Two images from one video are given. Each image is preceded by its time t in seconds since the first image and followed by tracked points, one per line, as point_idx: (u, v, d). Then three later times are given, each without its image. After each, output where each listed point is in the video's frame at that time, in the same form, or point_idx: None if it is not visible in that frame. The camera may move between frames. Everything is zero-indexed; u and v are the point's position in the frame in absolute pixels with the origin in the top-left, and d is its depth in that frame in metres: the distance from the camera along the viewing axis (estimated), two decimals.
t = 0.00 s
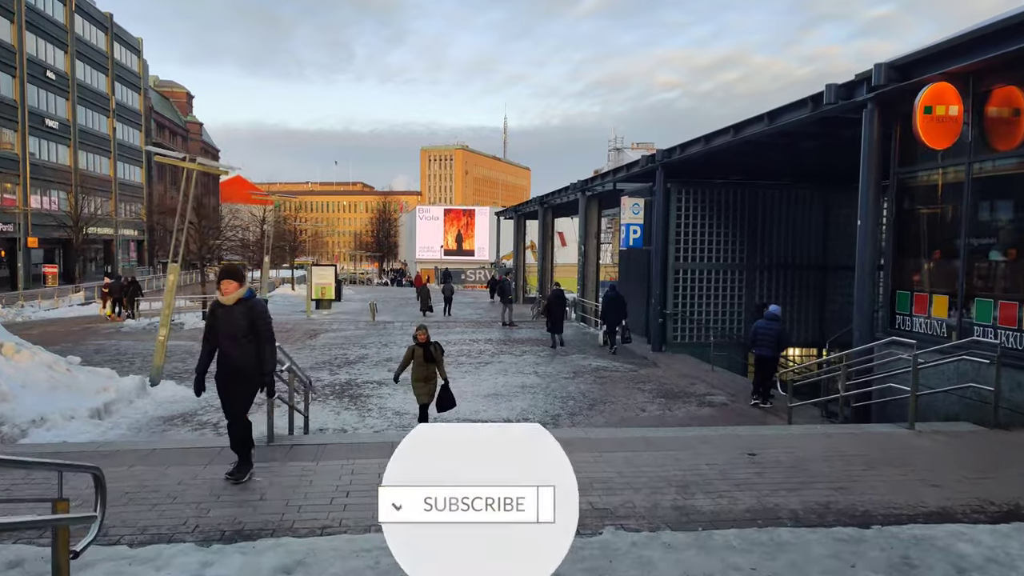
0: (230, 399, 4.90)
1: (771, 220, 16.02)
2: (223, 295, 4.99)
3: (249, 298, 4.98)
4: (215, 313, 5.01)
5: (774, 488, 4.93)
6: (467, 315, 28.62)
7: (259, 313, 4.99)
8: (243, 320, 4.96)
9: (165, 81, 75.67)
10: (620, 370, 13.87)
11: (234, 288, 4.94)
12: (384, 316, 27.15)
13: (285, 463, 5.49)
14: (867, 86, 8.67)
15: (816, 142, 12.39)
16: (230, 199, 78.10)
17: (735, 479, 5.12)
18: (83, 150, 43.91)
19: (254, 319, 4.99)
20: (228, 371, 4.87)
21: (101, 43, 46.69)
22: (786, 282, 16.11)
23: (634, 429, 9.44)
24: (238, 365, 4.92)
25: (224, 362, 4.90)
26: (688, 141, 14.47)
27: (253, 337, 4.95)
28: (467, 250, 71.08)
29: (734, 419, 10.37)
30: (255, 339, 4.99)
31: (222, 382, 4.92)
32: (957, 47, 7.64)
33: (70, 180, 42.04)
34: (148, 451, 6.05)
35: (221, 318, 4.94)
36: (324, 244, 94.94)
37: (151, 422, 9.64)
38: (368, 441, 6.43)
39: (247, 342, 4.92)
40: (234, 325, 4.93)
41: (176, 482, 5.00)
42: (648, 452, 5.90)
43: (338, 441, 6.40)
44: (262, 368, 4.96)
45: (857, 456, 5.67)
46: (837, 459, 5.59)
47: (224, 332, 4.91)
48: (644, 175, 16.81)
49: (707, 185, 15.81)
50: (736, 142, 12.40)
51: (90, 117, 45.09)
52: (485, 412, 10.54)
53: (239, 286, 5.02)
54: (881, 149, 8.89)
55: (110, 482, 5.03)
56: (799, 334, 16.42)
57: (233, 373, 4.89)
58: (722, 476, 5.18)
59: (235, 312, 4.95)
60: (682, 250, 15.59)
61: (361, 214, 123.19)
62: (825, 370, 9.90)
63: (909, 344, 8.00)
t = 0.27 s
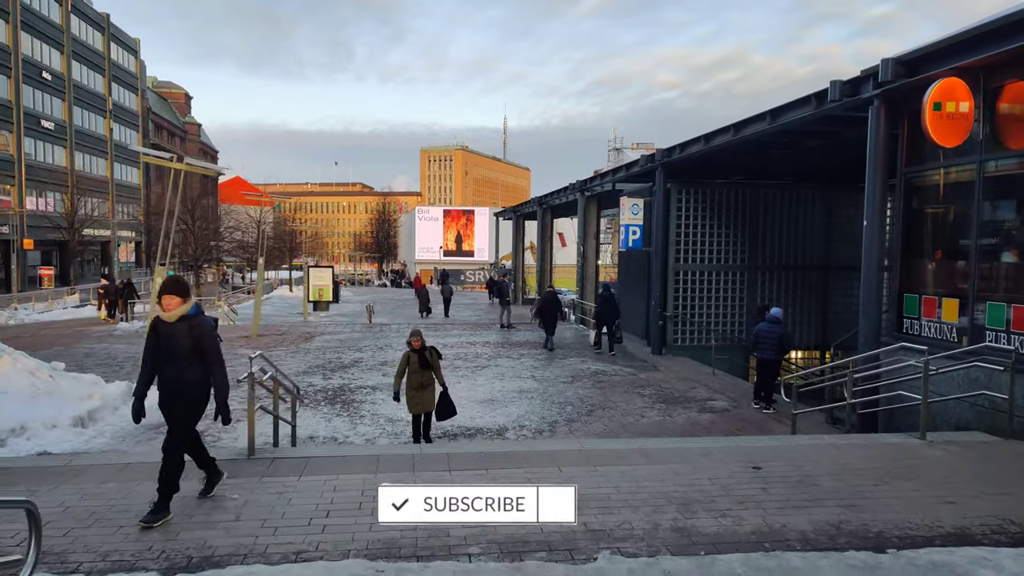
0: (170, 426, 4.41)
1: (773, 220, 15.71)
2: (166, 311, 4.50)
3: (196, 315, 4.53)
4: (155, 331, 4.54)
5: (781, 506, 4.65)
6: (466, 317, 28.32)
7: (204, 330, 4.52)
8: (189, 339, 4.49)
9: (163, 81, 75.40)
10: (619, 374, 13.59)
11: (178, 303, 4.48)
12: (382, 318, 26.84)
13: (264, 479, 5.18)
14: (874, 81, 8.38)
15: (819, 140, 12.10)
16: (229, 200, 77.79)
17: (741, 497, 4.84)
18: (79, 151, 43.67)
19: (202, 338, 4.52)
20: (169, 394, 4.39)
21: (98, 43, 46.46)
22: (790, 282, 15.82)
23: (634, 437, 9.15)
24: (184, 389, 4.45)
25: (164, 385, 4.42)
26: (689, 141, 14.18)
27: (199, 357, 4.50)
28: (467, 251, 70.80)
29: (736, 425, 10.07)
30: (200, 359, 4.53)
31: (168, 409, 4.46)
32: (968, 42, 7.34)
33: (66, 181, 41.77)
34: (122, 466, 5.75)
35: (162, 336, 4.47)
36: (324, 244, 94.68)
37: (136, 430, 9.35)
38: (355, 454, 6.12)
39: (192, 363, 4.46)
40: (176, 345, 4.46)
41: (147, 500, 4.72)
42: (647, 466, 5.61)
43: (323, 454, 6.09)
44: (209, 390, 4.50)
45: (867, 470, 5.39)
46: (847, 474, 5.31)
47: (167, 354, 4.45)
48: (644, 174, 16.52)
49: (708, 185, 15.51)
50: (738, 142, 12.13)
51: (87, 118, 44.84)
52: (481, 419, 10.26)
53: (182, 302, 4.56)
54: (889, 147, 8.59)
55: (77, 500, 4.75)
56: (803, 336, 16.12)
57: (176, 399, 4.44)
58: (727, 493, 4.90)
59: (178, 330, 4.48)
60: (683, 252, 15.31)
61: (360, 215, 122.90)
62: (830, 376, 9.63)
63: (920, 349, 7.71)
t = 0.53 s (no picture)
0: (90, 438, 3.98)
1: (775, 218, 15.43)
2: (90, 307, 3.97)
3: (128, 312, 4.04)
4: (79, 328, 4.04)
5: (785, 518, 4.40)
6: (464, 317, 28.04)
7: (135, 330, 4.02)
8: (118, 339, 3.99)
9: (161, 79, 75.10)
10: (618, 375, 13.32)
11: (104, 299, 3.95)
12: (379, 317, 26.55)
13: (240, 488, 4.88)
14: (880, 75, 8.11)
15: (822, 136, 11.83)
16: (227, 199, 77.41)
17: (742, 508, 4.59)
18: (76, 149, 43.42)
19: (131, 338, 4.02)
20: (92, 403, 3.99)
21: (95, 41, 46.21)
22: (791, 282, 15.54)
23: (631, 440, 8.88)
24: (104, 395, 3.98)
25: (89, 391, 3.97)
26: (689, 137, 13.90)
27: (128, 361, 4.01)
28: (466, 251, 70.62)
29: (737, 428, 9.80)
30: (128, 363, 4.05)
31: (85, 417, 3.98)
32: (979, 32, 7.07)
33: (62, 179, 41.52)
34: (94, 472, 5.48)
35: (86, 336, 3.98)
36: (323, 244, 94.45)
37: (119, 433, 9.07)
38: (340, 460, 5.82)
39: (119, 369, 3.99)
40: (102, 345, 3.98)
41: (113, 510, 4.45)
42: (644, 474, 5.36)
43: (305, 460, 5.79)
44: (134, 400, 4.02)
45: (875, 479, 5.14)
46: (854, 483, 5.05)
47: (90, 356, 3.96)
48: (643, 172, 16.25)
49: (709, 182, 15.23)
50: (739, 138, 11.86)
51: (83, 115, 44.58)
52: (475, 421, 9.99)
53: (111, 298, 4.00)
54: (895, 141, 8.32)
55: (39, 511, 4.48)
56: (805, 336, 15.83)
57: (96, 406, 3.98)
58: (728, 504, 4.65)
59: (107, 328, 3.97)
60: (683, 250, 15.04)
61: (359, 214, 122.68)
62: (832, 379, 9.39)
63: (928, 351, 7.43)
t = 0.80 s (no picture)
0: None
1: (777, 220, 15.15)
2: None
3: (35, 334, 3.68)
4: None
5: (792, 542, 4.14)
6: (463, 318, 27.73)
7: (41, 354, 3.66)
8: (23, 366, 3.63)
9: (159, 79, 74.70)
10: (617, 380, 13.06)
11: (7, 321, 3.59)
12: (376, 319, 26.23)
13: (215, 507, 4.60)
14: (887, 72, 7.85)
15: (826, 136, 11.56)
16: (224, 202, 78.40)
17: (748, 530, 4.33)
18: (72, 149, 43.15)
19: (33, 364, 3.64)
20: None
21: (91, 41, 45.94)
22: (793, 284, 15.27)
23: (630, 449, 8.59)
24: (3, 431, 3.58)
25: None
26: (688, 138, 13.64)
27: (32, 388, 3.65)
28: (465, 252, 70.36)
29: (739, 436, 9.51)
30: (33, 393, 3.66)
31: None
32: (990, 27, 6.80)
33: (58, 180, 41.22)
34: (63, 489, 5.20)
35: None
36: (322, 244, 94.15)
37: (101, 442, 8.76)
38: (324, 476, 5.52)
39: (25, 396, 3.63)
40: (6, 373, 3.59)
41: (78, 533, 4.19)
42: (645, 491, 5.08)
43: (288, 475, 5.49)
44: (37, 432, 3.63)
45: (887, 498, 4.88)
46: (865, 502, 4.79)
47: None
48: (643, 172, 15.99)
49: (709, 183, 14.96)
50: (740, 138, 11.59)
51: (80, 115, 44.30)
52: (470, 429, 9.69)
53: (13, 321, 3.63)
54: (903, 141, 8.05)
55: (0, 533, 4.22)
56: (807, 339, 15.55)
57: None
58: (734, 526, 4.39)
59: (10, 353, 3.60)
60: (683, 252, 14.79)
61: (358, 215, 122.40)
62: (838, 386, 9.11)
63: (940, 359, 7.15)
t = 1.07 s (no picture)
0: None
1: (780, 218, 14.89)
2: None
3: None
4: None
5: (803, 558, 3.91)
6: (461, 318, 27.47)
7: None
8: None
9: (157, 78, 74.45)
10: (617, 382, 12.82)
11: None
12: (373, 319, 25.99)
13: (192, 518, 4.36)
14: (896, 65, 7.61)
15: (832, 133, 11.32)
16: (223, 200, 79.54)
17: (756, 544, 4.10)
18: (69, 148, 42.93)
19: None
20: None
21: (89, 39, 45.70)
22: (795, 284, 15.02)
23: (631, 453, 8.34)
24: None
25: None
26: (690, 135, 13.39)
27: None
28: (465, 252, 70.13)
29: (742, 439, 9.26)
30: None
31: None
32: (1005, 17, 6.56)
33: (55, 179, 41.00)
34: (35, 497, 4.96)
35: None
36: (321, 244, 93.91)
37: (86, 446, 8.49)
38: (309, 483, 5.26)
39: None
40: None
41: (44, 545, 3.95)
42: (646, 500, 4.85)
43: (272, 483, 5.24)
44: None
45: (901, 509, 4.66)
46: (879, 514, 4.57)
47: None
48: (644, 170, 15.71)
49: (711, 181, 14.70)
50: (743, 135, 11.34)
51: (77, 114, 44.07)
52: (466, 432, 9.44)
53: None
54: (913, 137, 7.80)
55: None
56: (810, 340, 15.29)
57: None
58: (741, 540, 4.16)
59: None
60: (684, 252, 14.54)
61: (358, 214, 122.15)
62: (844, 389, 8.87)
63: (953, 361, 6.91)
